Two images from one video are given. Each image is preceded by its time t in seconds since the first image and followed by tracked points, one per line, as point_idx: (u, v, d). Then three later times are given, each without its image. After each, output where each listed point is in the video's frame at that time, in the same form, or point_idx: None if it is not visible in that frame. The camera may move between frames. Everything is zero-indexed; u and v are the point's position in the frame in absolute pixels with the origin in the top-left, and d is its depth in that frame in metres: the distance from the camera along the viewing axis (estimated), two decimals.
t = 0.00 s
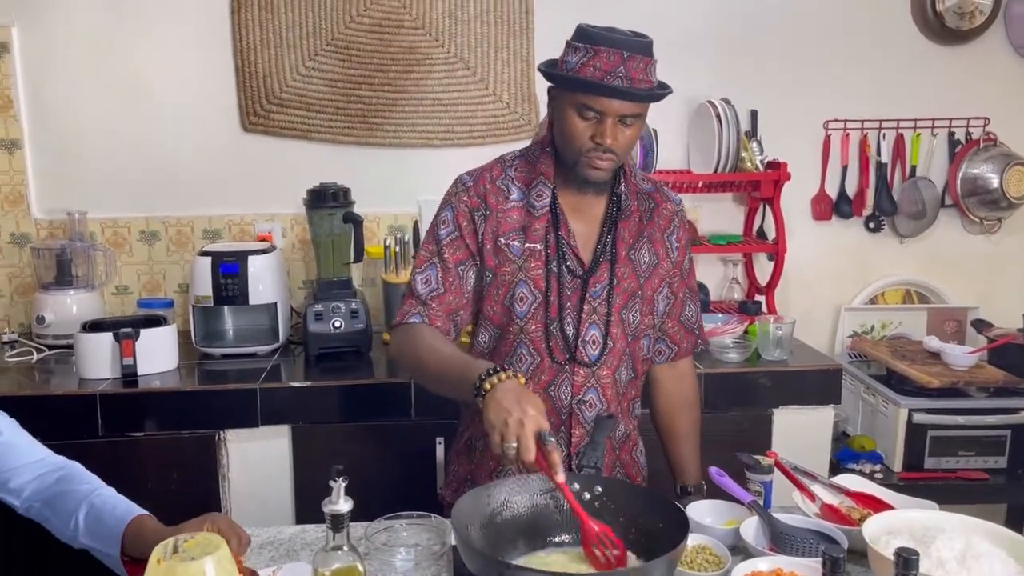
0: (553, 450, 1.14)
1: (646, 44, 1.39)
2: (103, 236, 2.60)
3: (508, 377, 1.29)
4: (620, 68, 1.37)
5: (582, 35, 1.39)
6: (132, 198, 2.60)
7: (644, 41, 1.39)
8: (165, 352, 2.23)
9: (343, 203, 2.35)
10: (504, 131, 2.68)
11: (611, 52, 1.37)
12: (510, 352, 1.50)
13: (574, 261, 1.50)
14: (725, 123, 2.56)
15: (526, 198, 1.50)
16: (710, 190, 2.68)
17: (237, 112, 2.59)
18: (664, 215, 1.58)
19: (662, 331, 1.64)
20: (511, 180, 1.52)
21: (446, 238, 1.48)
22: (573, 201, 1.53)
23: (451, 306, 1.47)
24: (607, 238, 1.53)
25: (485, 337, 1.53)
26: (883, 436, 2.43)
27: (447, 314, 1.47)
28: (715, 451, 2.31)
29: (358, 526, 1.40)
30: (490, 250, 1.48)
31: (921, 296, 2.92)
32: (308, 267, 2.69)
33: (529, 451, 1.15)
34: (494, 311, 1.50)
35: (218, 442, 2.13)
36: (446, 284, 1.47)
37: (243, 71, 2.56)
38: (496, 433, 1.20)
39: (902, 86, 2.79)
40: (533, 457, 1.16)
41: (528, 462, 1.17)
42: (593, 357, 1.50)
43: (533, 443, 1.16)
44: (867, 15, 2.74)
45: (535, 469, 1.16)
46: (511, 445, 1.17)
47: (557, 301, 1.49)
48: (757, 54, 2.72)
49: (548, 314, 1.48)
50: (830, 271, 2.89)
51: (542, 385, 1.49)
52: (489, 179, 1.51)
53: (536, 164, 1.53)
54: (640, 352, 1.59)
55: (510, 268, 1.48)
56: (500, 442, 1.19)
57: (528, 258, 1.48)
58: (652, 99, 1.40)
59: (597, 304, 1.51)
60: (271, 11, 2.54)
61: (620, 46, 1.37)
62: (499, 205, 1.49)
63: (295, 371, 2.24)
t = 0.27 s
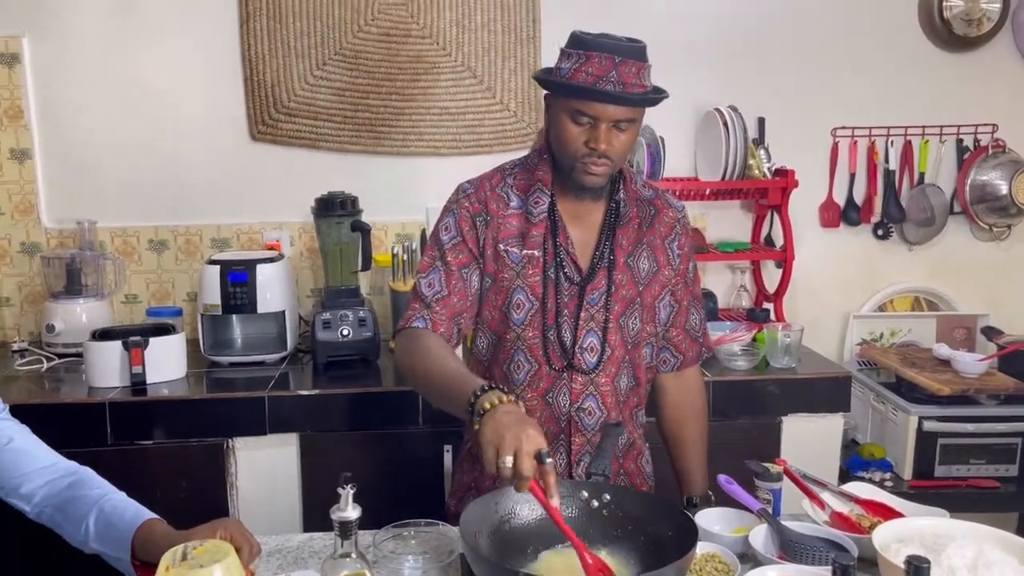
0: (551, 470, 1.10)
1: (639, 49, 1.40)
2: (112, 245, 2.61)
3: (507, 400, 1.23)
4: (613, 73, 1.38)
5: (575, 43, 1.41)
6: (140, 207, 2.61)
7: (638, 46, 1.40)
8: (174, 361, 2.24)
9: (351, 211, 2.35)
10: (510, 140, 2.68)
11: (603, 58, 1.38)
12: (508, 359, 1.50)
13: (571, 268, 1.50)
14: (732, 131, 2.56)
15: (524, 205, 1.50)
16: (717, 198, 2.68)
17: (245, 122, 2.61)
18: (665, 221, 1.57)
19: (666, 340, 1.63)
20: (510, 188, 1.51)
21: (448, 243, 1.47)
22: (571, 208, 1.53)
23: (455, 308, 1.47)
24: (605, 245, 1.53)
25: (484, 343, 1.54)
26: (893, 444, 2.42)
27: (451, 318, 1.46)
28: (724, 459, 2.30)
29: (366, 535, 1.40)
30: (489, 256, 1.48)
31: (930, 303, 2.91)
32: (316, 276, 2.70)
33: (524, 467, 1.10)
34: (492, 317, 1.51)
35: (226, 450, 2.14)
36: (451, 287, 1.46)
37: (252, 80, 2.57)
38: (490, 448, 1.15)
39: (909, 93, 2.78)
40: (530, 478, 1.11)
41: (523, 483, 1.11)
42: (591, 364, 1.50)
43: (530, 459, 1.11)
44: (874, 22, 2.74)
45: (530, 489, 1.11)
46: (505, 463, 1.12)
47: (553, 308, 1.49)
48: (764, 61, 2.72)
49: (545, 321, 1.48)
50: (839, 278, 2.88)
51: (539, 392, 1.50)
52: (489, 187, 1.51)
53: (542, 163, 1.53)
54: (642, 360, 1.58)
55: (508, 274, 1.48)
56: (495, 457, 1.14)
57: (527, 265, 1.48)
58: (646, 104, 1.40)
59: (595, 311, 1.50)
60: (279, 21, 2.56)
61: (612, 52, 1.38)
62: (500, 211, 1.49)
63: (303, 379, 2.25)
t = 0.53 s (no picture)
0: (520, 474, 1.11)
1: (645, 55, 1.42)
2: (126, 255, 2.63)
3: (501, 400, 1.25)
4: (621, 78, 1.39)
5: (582, 49, 1.42)
6: (155, 217, 2.63)
7: (644, 52, 1.42)
8: (187, 369, 2.25)
9: (364, 220, 2.36)
10: (522, 149, 2.69)
11: (612, 64, 1.39)
12: (521, 367, 1.50)
13: (582, 274, 1.51)
14: (744, 139, 2.56)
15: (534, 211, 1.51)
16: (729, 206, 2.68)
17: (258, 132, 2.63)
18: (676, 226, 1.58)
19: (678, 345, 1.63)
20: (520, 194, 1.52)
21: (455, 250, 1.48)
22: (581, 213, 1.53)
23: (459, 316, 1.47)
24: (617, 251, 1.53)
25: (496, 352, 1.53)
26: (908, 453, 2.40)
27: (455, 325, 1.47)
28: (737, 468, 2.29)
29: (379, 541, 1.40)
30: (500, 264, 1.49)
31: (944, 311, 2.90)
32: (328, 285, 2.70)
33: (495, 466, 1.12)
34: (504, 324, 1.51)
35: (239, 458, 2.14)
36: (456, 294, 1.47)
37: (265, 91, 2.59)
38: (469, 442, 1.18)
39: (922, 100, 2.78)
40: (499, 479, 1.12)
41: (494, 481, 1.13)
42: (605, 370, 1.50)
43: (502, 460, 1.13)
44: (886, 29, 2.74)
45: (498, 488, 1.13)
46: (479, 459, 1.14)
47: (566, 315, 1.49)
48: (775, 69, 2.72)
49: (558, 328, 1.48)
50: (852, 286, 2.87)
51: (554, 400, 1.49)
52: (499, 194, 1.52)
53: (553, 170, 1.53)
54: (653, 365, 1.58)
55: (519, 281, 1.49)
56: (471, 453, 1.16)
57: (537, 272, 1.48)
58: (654, 109, 1.41)
59: (607, 317, 1.50)
60: (292, 32, 2.57)
61: (620, 58, 1.40)
62: (508, 219, 1.50)
63: (315, 387, 2.25)
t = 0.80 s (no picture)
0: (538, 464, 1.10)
1: (658, 57, 1.44)
2: (147, 265, 2.66)
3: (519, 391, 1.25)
4: (633, 80, 1.42)
5: (595, 53, 1.45)
6: (174, 228, 2.66)
7: (657, 54, 1.43)
8: (206, 378, 2.27)
9: (381, 229, 2.38)
10: (537, 160, 2.71)
11: (624, 66, 1.42)
12: (533, 370, 1.52)
13: (595, 278, 1.52)
14: (760, 148, 2.56)
15: (547, 216, 1.52)
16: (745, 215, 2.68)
17: (277, 143, 2.65)
18: (691, 232, 1.58)
19: (694, 353, 1.62)
20: (534, 199, 1.54)
21: (470, 255, 1.50)
22: (595, 218, 1.55)
23: (475, 321, 1.49)
24: (630, 256, 1.53)
25: (509, 356, 1.54)
26: (928, 462, 2.38)
27: (471, 329, 1.49)
28: (755, 477, 2.28)
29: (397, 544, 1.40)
30: (513, 267, 1.50)
31: (963, 321, 2.88)
32: (345, 295, 2.72)
33: (512, 457, 1.12)
34: (517, 329, 1.52)
35: (258, 465, 2.15)
36: (471, 299, 1.49)
37: (283, 103, 2.62)
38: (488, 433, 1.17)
39: (939, 109, 2.77)
40: (517, 469, 1.12)
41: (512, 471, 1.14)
42: (617, 374, 1.50)
43: (521, 451, 1.12)
44: (902, 38, 2.74)
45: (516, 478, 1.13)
46: (498, 450, 1.14)
47: (577, 318, 1.49)
48: (790, 78, 2.72)
49: (569, 331, 1.49)
50: (869, 295, 2.85)
51: (565, 403, 1.50)
52: (512, 200, 1.54)
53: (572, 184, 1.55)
54: (668, 371, 1.58)
55: (531, 284, 1.50)
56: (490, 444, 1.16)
57: (549, 274, 1.49)
58: (667, 111, 1.43)
59: (620, 321, 1.51)
60: (311, 45, 2.60)
61: (632, 60, 1.42)
62: (522, 222, 1.51)
63: (333, 395, 2.27)
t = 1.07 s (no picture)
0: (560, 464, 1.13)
1: (663, 58, 1.46)
2: (172, 273, 2.70)
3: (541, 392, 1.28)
4: (629, 79, 1.44)
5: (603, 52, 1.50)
6: (199, 236, 2.70)
7: (661, 56, 1.46)
8: (231, 381, 2.30)
9: (402, 235, 2.41)
10: (556, 168, 2.73)
11: (621, 66, 1.45)
12: (556, 370, 1.53)
13: (617, 278, 1.53)
14: (779, 155, 2.57)
15: (566, 211, 1.55)
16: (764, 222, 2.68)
17: (300, 152, 2.69)
18: (715, 232, 1.58)
19: (718, 352, 1.63)
20: (556, 200, 1.56)
21: (495, 255, 1.52)
22: (619, 220, 1.56)
23: (502, 318, 1.49)
24: (652, 256, 1.54)
25: (533, 355, 1.57)
26: (953, 469, 2.36)
27: (497, 327, 1.49)
28: (777, 483, 2.27)
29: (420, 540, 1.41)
30: (536, 267, 1.52)
31: (986, 328, 2.86)
32: (367, 302, 2.75)
33: (535, 457, 1.14)
34: (540, 328, 1.54)
35: (280, 468, 2.18)
36: (497, 297, 1.50)
37: (307, 113, 2.66)
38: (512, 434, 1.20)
39: (959, 116, 2.77)
40: (540, 469, 1.14)
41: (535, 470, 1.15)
42: (638, 375, 1.50)
43: (544, 451, 1.15)
44: (921, 46, 2.74)
45: (539, 479, 1.15)
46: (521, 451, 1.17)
47: (599, 318, 1.51)
48: (809, 86, 2.73)
49: (591, 331, 1.50)
50: (890, 302, 2.84)
51: (587, 403, 1.50)
52: (536, 201, 1.56)
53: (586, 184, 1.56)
54: (691, 371, 1.58)
55: (554, 284, 1.51)
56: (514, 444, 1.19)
57: (571, 274, 1.51)
58: (665, 109, 1.45)
59: (642, 321, 1.51)
60: (334, 56, 2.65)
61: (631, 60, 1.45)
62: (545, 224, 1.54)
63: (354, 399, 2.29)
